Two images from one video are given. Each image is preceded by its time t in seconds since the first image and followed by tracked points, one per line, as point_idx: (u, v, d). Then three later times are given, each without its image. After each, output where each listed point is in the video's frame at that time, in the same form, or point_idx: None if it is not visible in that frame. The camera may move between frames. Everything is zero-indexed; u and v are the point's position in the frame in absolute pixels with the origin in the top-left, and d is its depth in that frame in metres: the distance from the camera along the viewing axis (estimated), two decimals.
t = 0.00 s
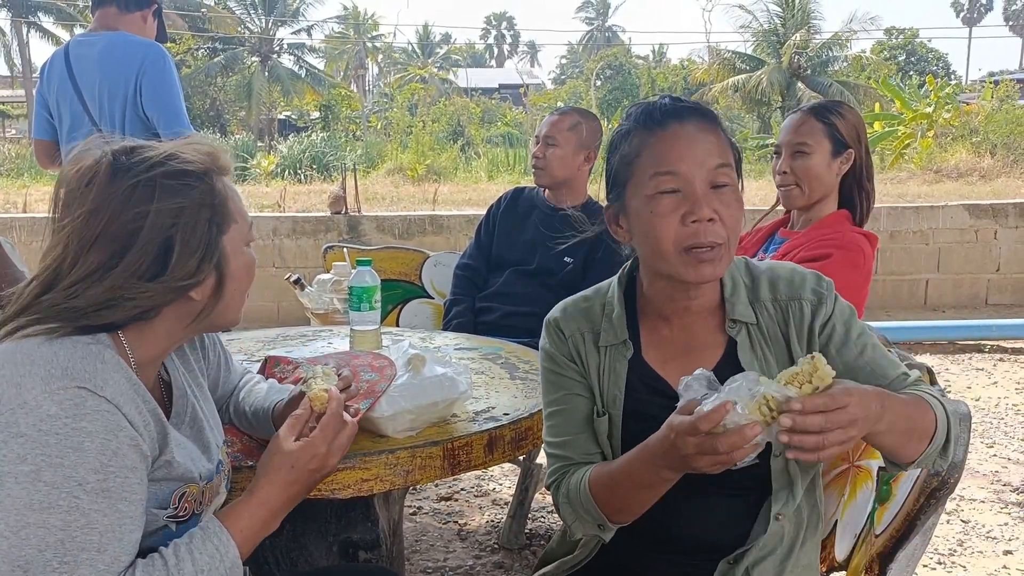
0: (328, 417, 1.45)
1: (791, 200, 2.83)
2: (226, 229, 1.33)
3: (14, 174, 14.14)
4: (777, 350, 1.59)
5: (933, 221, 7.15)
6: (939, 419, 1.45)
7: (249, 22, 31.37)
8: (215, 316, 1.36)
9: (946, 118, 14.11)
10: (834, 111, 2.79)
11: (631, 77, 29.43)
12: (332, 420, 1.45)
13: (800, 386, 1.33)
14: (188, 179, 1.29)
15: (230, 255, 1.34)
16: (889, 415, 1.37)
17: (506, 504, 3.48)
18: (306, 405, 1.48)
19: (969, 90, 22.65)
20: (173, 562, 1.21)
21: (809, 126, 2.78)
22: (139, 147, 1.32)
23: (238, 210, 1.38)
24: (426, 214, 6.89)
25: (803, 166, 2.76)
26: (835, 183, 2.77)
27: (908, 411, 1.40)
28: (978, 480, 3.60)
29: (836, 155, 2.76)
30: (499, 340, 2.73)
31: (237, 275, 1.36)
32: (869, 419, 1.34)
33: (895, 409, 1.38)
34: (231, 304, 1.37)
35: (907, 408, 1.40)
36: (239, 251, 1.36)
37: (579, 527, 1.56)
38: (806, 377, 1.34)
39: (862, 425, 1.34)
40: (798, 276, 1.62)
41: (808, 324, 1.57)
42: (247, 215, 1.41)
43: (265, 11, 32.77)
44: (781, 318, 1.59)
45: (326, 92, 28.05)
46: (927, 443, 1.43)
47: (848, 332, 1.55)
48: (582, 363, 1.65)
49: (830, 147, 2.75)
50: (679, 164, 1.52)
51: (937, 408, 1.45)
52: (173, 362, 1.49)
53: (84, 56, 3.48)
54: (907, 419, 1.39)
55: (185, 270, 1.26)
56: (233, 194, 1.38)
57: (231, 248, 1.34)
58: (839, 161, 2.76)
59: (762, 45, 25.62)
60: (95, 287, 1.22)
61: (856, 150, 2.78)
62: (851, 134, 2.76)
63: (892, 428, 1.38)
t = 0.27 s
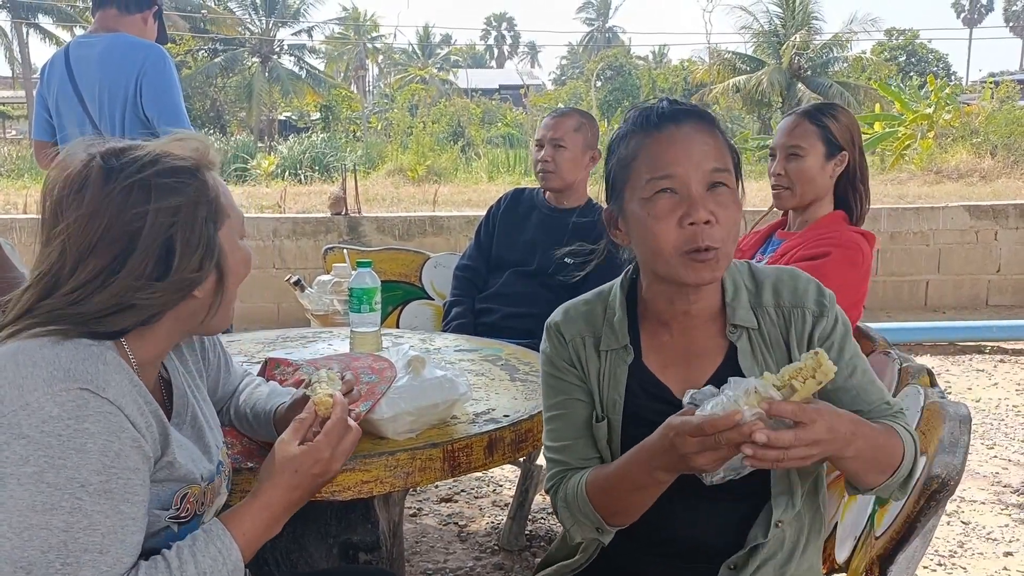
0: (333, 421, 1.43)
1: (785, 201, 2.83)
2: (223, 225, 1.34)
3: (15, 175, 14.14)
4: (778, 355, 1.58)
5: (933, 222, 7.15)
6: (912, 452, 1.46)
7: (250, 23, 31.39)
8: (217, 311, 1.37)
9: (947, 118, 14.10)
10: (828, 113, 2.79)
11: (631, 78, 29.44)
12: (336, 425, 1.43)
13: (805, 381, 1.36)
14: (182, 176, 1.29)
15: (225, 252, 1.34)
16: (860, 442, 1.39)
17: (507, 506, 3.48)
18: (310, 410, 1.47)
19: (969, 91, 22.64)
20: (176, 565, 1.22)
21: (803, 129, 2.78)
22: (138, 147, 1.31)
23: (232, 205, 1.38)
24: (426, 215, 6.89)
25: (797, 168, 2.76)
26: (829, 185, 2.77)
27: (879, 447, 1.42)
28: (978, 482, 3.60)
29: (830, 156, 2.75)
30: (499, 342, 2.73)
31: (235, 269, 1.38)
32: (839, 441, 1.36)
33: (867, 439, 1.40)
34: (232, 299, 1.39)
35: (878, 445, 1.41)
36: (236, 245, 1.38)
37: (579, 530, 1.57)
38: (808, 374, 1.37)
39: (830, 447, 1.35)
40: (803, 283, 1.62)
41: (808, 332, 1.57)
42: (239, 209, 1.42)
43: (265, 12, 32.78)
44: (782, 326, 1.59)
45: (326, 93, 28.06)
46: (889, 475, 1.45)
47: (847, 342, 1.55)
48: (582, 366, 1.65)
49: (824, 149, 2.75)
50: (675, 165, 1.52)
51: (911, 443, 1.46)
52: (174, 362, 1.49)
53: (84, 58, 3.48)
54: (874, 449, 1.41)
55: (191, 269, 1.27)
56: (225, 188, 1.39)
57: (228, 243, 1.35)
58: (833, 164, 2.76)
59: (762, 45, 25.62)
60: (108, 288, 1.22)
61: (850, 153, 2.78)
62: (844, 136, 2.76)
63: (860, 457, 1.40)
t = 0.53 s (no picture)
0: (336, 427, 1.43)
1: (782, 204, 2.84)
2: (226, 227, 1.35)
3: (16, 177, 14.15)
4: (780, 362, 1.57)
5: (934, 224, 7.16)
6: (894, 468, 1.47)
7: (251, 25, 31.43)
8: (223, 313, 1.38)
9: (947, 121, 14.11)
10: (826, 117, 2.79)
11: (632, 80, 29.46)
12: (340, 430, 1.42)
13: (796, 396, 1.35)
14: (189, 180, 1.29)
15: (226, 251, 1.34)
16: (848, 456, 1.38)
17: (507, 508, 3.48)
18: (314, 414, 1.47)
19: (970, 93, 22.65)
20: (179, 569, 1.22)
21: (800, 132, 2.78)
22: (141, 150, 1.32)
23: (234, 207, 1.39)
24: (427, 218, 6.90)
25: (794, 172, 2.76)
26: (826, 188, 2.77)
27: (866, 465, 1.42)
28: (979, 484, 3.60)
29: (827, 160, 2.76)
30: (500, 345, 2.73)
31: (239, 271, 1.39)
32: (828, 454, 1.35)
33: (855, 455, 1.39)
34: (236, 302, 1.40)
35: (865, 463, 1.41)
36: (238, 247, 1.39)
37: (563, 530, 1.60)
38: (795, 387, 1.36)
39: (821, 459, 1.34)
40: (807, 291, 1.60)
41: (809, 343, 1.55)
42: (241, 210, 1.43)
43: (266, 14, 32.82)
44: (785, 335, 1.58)
45: (327, 95, 28.08)
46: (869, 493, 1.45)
47: (850, 352, 1.55)
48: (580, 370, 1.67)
49: (821, 152, 2.75)
50: (676, 169, 1.53)
51: (894, 459, 1.47)
52: (174, 364, 1.49)
53: (86, 61, 3.49)
54: (863, 463, 1.41)
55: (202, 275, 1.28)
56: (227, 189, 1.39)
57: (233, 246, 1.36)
58: (830, 167, 2.76)
59: (763, 47, 25.65)
60: (123, 295, 1.23)
61: (847, 156, 2.78)
62: (842, 139, 2.76)
63: (846, 473, 1.40)
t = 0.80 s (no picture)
0: (342, 428, 1.43)
1: (785, 205, 2.84)
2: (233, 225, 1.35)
3: (19, 178, 14.15)
4: (787, 366, 1.55)
5: (937, 225, 7.15)
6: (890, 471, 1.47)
7: (253, 27, 31.44)
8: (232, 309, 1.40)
9: (949, 121, 14.10)
10: (829, 118, 2.80)
11: (634, 81, 29.46)
12: (346, 430, 1.42)
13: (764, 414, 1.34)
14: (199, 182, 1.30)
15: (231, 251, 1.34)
16: (833, 463, 1.39)
17: (511, 509, 3.48)
18: (320, 413, 1.47)
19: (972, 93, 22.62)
20: (187, 568, 1.23)
21: (803, 133, 2.78)
22: (149, 150, 1.32)
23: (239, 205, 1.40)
24: (430, 219, 6.90)
25: (796, 173, 2.76)
26: (829, 189, 2.77)
27: (856, 474, 1.42)
28: (983, 485, 3.60)
29: (830, 161, 2.75)
30: (504, 345, 2.74)
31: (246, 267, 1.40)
32: (809, 468, 1.36)
33: (841, 463, 1.40)
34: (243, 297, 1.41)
35: (854, 474, 1.41)
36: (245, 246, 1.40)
37: (567, 520, 1.60)
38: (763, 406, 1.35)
39: (807, 471, 1.36)
40: (811, 294, 1.59)
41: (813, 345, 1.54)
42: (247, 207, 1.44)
43: (268, 16, 32.84)
44: (791, 336, 1.56)
45: (328, 95, 28.09)
46: (862, 501, 1.44)
47: (854, 354, 1.54)
48: (587, 367, 1.67)
49: (824, 153, 2.74)
50: (678, 161, 1.53)
51: (884, 464, 1.45)
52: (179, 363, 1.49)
53: (92, 62, 3.50)
54: (850, 473, 1.41)
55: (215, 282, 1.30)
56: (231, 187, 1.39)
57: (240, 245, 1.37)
58: (834, 168, 2.76)
59: (764, 48, 25.64)
60: (143, 303, 1.24)
61: (850, 157, 2.78)
62: (845, 140, 2.76)
63: (837, 481, 1.40)
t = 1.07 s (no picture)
0: (349, 436, 1.43)
1: (787, 209, 2.84)
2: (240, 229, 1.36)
3: (22, 179, 14.17)
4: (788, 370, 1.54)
5: (939, 227, 7.15)
6: (880, 473, 1.46)
7: (255, 28, 31.47)
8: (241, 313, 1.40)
9: (952, 122, 14.08)
10: (832, 122, 2.80)
11: (636, 82, 29.44)
12: (354, 434, 1.43)
13: (767, 372, 1.39)
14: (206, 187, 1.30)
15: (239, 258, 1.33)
16: (824, 449, 1.37)
17: (513, 511, 3.48)
18: (326, 421, 1.47)
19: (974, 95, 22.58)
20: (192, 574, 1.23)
21: (806, 138, 2.78)
22: (156, 155, 1.33)
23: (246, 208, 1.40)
24: (432, 220, 6.90)
25: (799, 177, 2.76)
26: (831, 194, 2.77)
27: (845, 465, 1.40)
28: (986, 488, 3.60)
29: (833, 165, 2.76)
30: (506, 348, 2.74)
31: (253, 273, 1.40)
32: (799, 448, 1.33)
33: (831, 449, 1.38)
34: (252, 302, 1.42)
35: (843, 466, 1.40)
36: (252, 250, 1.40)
37: (575, 529, 1.60)
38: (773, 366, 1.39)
39: (796, 449, 1.33)
40: (817, 299, 1.58)
41: (814, 352, 1.53)
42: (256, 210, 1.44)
43: (270, 17, 32.88)
44: (793, 340, 1.56)
45: (330, 96, 28.10)
46: (853, 499, 1.44)
47: (855, 358, 1.53)
48: (589, 372, 1.67)
49: (827, 158, 2.75)
50: (678, 187, 1.52)
51: (878, 466, 1.46)
52: (184, 369, 1.49)
53: (96, 65, 3.50)
54: (841, 463, 1.40)
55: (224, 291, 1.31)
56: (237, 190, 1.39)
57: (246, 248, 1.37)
58: (836, 172, 2.77)
59: (766, 49, 25.62)
60: (152, 312, 1.25)
61: (852, 162, 2.78)
62: (847, 145, 2.76)
63: (827, 471, 1.39)
